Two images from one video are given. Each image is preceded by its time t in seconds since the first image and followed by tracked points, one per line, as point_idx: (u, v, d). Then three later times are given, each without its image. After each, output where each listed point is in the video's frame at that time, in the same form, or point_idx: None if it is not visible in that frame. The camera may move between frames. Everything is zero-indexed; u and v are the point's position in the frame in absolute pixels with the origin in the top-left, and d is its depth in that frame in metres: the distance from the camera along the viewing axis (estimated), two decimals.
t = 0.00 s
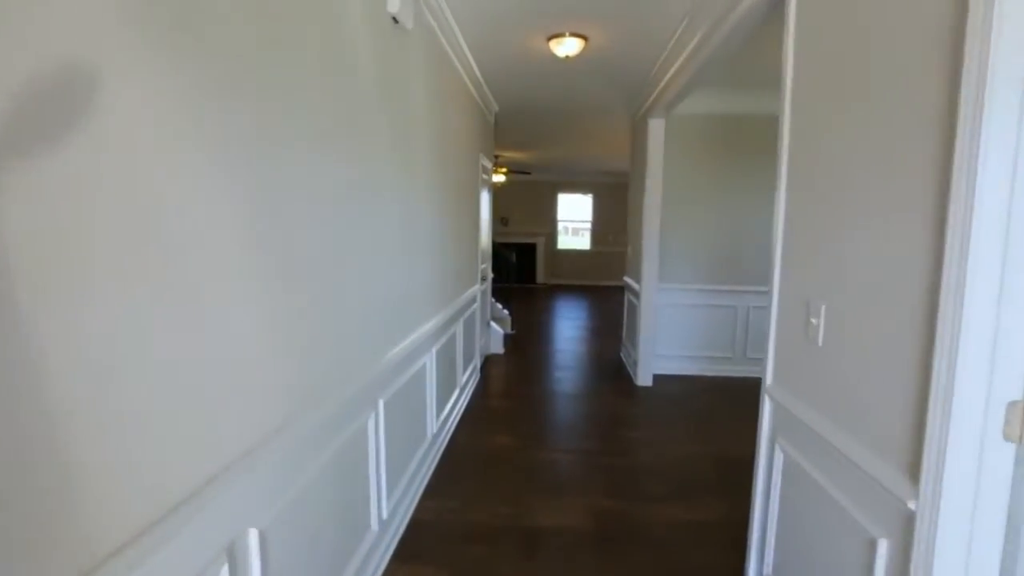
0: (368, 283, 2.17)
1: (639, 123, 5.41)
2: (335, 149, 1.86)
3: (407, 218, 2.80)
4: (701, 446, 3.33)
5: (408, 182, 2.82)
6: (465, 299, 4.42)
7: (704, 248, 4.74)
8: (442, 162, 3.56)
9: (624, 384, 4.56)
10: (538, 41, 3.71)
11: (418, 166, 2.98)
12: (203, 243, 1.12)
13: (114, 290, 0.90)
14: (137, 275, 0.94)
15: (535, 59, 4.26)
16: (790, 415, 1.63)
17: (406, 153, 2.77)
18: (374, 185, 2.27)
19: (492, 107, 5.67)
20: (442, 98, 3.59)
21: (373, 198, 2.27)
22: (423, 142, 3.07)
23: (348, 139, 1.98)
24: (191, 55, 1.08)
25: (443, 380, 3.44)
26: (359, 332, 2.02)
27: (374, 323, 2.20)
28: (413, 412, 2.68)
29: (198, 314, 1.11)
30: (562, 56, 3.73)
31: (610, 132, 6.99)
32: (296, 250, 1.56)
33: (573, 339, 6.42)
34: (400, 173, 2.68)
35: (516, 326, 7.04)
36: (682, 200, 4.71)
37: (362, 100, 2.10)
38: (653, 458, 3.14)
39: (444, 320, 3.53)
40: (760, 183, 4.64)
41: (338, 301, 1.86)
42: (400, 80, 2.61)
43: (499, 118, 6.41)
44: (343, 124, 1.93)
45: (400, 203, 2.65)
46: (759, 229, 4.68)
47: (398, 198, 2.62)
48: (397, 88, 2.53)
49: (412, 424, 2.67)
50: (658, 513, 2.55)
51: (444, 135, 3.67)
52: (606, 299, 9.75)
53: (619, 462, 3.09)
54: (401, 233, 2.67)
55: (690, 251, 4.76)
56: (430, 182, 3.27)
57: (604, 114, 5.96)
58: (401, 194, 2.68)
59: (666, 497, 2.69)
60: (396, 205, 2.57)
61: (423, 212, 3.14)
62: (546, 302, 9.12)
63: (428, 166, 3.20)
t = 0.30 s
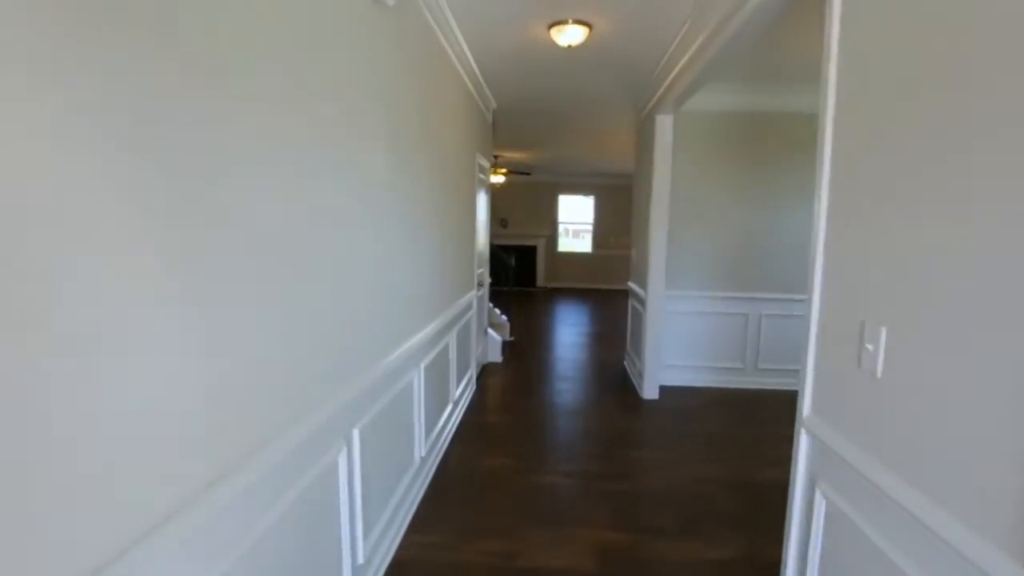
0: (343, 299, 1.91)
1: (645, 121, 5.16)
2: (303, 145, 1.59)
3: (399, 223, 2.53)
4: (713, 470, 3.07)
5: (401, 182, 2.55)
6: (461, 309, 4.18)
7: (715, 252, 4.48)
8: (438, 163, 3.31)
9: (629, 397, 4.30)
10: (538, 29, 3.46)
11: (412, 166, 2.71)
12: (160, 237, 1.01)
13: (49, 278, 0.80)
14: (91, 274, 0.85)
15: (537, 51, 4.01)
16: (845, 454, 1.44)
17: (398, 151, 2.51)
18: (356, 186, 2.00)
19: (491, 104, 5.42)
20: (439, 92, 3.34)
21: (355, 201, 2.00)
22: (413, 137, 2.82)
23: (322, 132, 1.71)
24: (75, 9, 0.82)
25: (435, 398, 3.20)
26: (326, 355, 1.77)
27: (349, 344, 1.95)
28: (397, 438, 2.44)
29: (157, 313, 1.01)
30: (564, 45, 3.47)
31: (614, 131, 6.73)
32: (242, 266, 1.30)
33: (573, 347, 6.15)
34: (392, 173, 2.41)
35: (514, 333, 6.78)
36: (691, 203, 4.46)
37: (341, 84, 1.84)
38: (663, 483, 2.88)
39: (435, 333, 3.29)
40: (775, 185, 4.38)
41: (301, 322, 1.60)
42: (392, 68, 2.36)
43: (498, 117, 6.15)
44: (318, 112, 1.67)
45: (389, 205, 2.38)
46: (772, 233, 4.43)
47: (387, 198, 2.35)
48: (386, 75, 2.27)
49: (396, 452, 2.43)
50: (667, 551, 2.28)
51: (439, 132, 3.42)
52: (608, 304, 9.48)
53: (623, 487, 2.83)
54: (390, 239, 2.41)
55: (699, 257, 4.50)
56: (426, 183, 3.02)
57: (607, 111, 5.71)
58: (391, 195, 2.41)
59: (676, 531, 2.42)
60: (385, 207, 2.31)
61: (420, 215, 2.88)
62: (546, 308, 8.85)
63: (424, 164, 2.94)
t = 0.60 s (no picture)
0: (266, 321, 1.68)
1: (651, 117, 4.92)
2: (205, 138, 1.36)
3: (351, 228, 2.30)
4: (729, 495, 2.82)
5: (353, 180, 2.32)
6: (455, 321, 3.94)
7: (726, 255, 4.24)
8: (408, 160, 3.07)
9: (634, 411, 4.06)
10: (539, 12, 3.22)
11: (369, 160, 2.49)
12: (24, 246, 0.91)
13: None
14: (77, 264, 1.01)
15: (538, 40, 3.77)
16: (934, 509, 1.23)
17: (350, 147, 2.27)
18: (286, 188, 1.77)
19: (489, 99, 5.17)
20: (414, 85, 3.11)
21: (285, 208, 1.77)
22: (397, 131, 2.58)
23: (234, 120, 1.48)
24: None
25: (419, 420, 2.97)
26: (244, 389, 1.56)
27: (278, 376, 1.73)
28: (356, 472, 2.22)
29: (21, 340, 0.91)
30: (566, 32, 3.24)
31: (618, 129, 6.49)
32: (112, 294, 1.09)
33: (575, 355, 5.91)
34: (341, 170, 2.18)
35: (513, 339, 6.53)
36: (700, 203, 4.22)
37: (257, 68, 1.60)
38: (671, 513, 2.64)
39: (418, 351, 3.06)
40: (785, 184, 4.16)
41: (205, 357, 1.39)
42: (336, 53, 2.13)
43: (499, 113, 5.91)
44: (226, 99, 1.44)
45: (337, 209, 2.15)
46: (785, 236, 4.20)
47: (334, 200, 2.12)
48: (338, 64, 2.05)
49: (356, 488, 2.22)
50: None
51: (417, 128, 3.18)
52: (610, 308, 9.26)
53: (628, 519, 2.59)
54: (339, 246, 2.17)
55: (708, 261, 4.26)
56: (390, 180, 2.78)
57: (611, 108, 5.47)
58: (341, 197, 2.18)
59: None
60: (329, 212, 2.08)
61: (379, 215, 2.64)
62: (547, 312, 8.61)
63: (386, 161, 2.70)
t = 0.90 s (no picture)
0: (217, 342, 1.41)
1: (657, 113, 4.67)
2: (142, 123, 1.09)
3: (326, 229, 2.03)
4: (747, 525, 2.56)
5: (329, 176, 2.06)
6: (450, 328, 3.67)
7: (738, 260, 4.00)
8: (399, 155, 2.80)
9: (640, 425, 3.81)
10: None
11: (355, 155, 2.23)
12: None
13: None
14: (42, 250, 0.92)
15: (539, 30, 3.51)
16: None
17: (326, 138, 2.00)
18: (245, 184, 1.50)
19: (487, 94, 4.91)
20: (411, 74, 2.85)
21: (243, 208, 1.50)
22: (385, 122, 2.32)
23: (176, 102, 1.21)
24: None
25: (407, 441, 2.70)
26: (186, 426, 1.28)
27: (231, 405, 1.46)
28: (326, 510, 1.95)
29: None
30: (570, 15, 2.91)
31: (619, 127, 6.24)
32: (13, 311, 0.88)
33: (575, 361, 5.66)
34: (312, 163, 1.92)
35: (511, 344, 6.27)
36: (711, 205, 3.98)
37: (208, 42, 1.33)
38: (685, 547, 2.38)
39: (407, 363, 2.79)
40: (800, 183, 3.93)
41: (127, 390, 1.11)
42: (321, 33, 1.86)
43: (495, 110, 5.65)
44: (158, 74, 1.17)
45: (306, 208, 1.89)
46: (800, 239, 3.96)
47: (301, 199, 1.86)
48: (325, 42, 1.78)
49: (324, 527, 1.94)
50: None
51: (411, 121, 2.92)
52: (612, 311, 9.02)
53: (637, 555, 2.33)
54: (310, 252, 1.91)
55: (719, 265, 4.01)
56: (379, 178, 2.52)
57: (613, 104, 5.23)
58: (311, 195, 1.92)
59: None
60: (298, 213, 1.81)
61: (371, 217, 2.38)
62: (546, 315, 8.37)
63: (374, 156, 2.44)
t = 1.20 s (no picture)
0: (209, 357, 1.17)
1: (663, 110, 4.45)
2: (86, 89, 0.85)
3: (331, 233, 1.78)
4: (765, 557, 2.33)
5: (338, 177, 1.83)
6: (444, 335, 3.43)
7: (750, 263, 3.78)
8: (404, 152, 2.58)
9: (645, 440, 3.58)
10: None
11: (359, 149, 1.99)
12: None
13: None
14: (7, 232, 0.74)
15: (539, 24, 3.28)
16: None
17: (331, 132, 1.77)
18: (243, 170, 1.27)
19: (484, 88, 4.67)
20: (412, 62, 2.62)
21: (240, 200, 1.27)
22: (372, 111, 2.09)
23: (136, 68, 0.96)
24: None
25: (395, 462, 2.45)
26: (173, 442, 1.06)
27: (220, 427, 1.21)
28: (308, 549, 1.70)
29: None
30: None
31: (621, 125, 6.02)
32: None
33: (573, 369, 5.43)
34: (320, 157, 1.68)
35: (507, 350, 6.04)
36: (721, 204, 3.76)
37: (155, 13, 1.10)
38: None
39: (400, 372, 2.53)
40: (817, 182, 3.72)
41: (111, 423, 0.91)
42: (316, 3, 1.62)
43: (491, 107, 5.41)
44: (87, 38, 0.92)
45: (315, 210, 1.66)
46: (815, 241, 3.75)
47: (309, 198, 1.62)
48: (301, 14, 1.54)
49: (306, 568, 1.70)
50: None
51: (412, 114, 2.69)
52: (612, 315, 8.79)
53: None
54: (315, 261, 1.68)
55: (728, 269, 3.79)
56: (382, 175, 2.28)
57: (615, 100, 5.00)
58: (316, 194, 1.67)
59: None
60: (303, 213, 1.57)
61: (371, 218, 2.15)
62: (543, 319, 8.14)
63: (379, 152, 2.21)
